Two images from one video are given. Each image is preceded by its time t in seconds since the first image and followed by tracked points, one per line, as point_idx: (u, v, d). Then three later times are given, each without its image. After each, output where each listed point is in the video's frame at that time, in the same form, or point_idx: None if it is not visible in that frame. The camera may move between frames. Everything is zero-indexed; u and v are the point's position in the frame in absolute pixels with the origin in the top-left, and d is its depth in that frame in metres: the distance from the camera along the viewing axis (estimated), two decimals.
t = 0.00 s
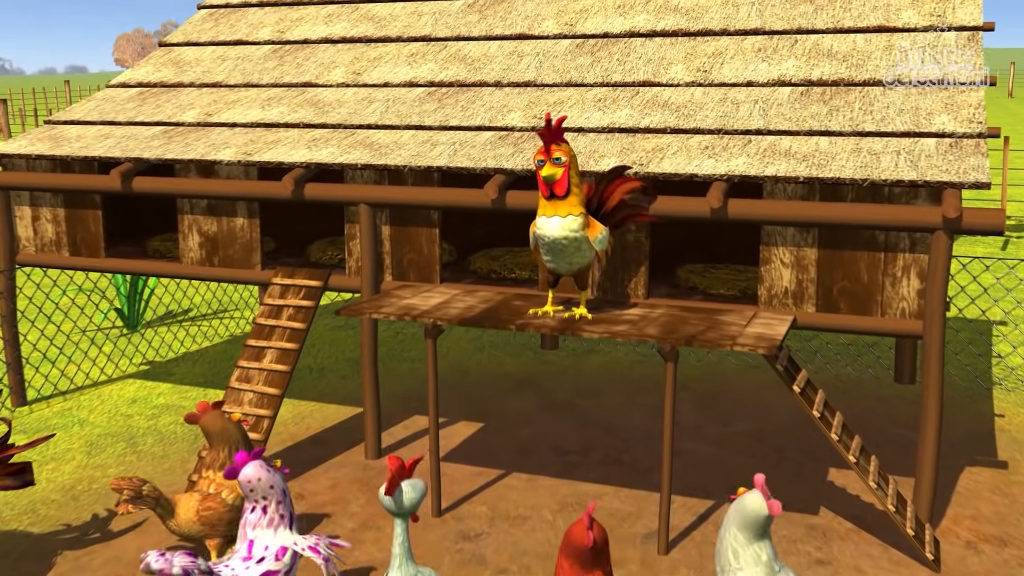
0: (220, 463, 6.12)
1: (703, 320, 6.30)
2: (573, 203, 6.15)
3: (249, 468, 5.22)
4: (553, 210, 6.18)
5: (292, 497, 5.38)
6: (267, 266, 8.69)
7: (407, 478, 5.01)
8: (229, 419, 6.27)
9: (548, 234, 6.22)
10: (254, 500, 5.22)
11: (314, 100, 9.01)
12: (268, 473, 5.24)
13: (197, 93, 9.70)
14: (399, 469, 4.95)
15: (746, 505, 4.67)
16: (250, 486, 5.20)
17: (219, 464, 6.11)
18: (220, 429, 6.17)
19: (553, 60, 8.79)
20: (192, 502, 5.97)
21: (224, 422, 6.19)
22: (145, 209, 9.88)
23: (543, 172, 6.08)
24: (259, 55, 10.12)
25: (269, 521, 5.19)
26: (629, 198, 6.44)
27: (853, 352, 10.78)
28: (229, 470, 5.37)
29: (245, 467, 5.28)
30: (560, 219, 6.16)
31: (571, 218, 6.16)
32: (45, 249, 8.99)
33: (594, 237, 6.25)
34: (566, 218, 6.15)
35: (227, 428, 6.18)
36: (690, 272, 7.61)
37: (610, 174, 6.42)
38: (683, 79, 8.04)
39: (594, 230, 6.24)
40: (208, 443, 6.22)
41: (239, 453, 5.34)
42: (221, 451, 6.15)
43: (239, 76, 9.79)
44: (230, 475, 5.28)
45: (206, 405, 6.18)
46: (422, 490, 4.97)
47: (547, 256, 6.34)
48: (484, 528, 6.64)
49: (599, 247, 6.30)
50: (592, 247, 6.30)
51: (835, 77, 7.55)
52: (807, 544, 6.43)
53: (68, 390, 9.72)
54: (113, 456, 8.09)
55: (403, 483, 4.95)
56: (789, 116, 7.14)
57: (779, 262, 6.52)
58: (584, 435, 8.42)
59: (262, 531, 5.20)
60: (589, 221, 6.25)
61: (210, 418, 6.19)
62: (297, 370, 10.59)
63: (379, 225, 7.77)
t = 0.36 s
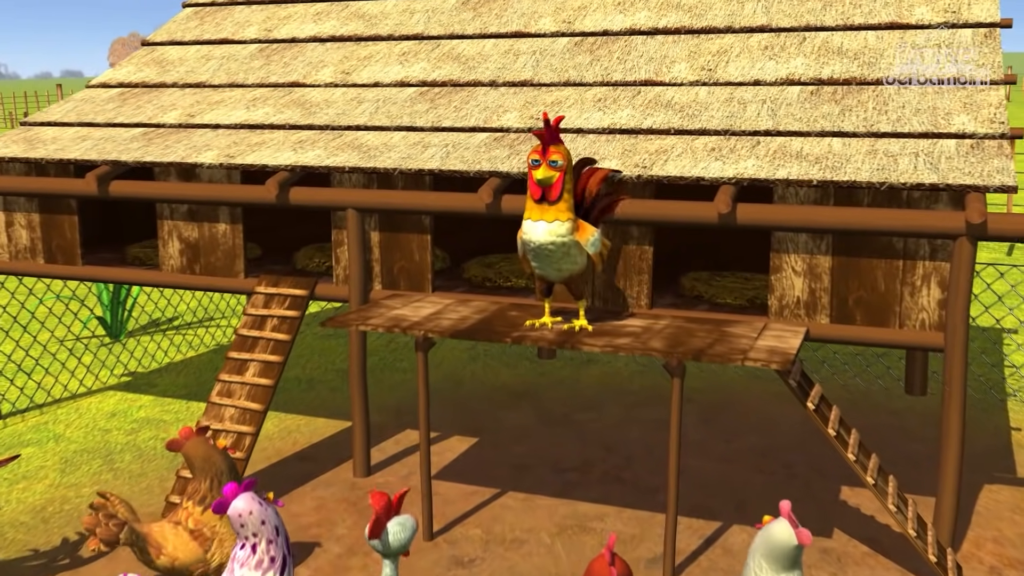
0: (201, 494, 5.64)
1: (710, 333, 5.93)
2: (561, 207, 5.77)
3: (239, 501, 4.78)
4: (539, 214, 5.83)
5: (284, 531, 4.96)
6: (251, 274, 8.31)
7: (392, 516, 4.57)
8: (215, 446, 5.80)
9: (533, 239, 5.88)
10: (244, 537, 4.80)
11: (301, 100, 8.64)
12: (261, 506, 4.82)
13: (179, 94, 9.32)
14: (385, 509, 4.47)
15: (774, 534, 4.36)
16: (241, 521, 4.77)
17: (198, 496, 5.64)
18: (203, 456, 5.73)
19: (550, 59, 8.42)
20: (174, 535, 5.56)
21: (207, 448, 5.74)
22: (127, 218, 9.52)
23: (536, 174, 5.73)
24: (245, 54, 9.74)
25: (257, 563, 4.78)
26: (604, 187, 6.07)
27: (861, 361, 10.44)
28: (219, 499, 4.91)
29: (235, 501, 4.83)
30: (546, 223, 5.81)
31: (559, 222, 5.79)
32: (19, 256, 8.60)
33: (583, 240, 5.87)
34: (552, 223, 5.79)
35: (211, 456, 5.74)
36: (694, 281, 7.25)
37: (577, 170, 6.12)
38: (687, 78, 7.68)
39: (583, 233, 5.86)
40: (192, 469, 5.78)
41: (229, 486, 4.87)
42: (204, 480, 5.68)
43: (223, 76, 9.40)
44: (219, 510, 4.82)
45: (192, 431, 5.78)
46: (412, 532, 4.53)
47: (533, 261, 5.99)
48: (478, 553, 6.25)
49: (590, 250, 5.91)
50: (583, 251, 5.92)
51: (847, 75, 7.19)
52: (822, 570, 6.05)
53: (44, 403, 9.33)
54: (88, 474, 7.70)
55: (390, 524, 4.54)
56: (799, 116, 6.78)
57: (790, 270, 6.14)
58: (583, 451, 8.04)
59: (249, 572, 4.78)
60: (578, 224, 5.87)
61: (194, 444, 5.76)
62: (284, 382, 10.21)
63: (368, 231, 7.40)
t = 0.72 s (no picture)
0: (169, 521, 5.30)
1: (717, 346, 5.55)
2: (561, 212, 5.40)
3: (211, 532, 4.68)
4: (536, 219, 5.45)
5: (259, 568, 4.86)
6: (233, 283, 7.91)
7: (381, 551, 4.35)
8: (185, 468, 5.48)
9: (530, 246, 5.50)
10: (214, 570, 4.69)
11: (286, 100, 8.25)
12: (234, 539, 4.71)
13: (159, 94, 8.93)
14: (369, 546, 4.33)
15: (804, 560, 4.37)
16: (211, 554, 4.66)
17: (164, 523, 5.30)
18: (172, 479, 5.39)
19: (546, 57, 8.05)
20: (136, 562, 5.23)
21: (176, 472, 5.40)
22: (104, 221, 9.24)
23: (534, 177, 5.34)
24: (228, 53, 9.36)
25: None
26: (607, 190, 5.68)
27: (868, 373, 10.07)
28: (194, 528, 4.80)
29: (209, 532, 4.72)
30: (544, 229, 5.43)
31: (557, 228, 5.42)
32: None
33: (584, 248, 5.48)
34: (551, 229, 5.42)
35: (181, 478, 5.41)
36: (698, 289, 6.89)
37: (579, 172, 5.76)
38: (690, 77, 7.32)
39: (584, 239, 5.48)
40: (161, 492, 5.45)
41: (201, 516, 4.76)
42: (171, 506, 5.34)
43: (205, 75, 9.02)
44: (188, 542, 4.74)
45: (157, 452, 5.44)
46: (396, 575, 4.29)
47: (530, 270, 5.62)
48: None
49: (591, 258, 5.51)
50: (583, 259, 5.54)
51: (859, 73, 6.83)
52: None
53: (16, 418, 8.92)
54: (59, 495, 7.30)
55: (377, 562, 4.31)
56: (809, 116, 6.42)
57: (802, 279, 5.77)
58: (581, 468, 7.67)
59: None
60: (579, 230, 5.49)
61: (160, 466, 5.42)
62: (269, 394, 9.82)
63: (354, 237, 7.03)
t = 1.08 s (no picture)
0: (134, 546, 4.95)
1: (726, 361, 5.18)
2: (569, 218, 5.03)
3: (162, 565, 4.36)
4: (545, 226, 5.07)
5: None
6: (210, 292, 7.51)
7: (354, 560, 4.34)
8: (150, 490, 5.08)
9: (539, 255, 5.12)
10: None
11: (267, 100, 7.86)
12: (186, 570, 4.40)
13: (135, 94, 8.53)
14: (346, 549, 4.29)
15: None
16: None
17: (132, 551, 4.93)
18: (137, 504, 4.98)
19: (541, 55, 7.69)
20: None
21: (141, 496, 5.00)
22: (77, 227, 8.87)
23: (534, 181, 4.99)
24: (208, 52, 8.95)
25: None
26: (635, 213, 5.33)
27: (874, 385, 9.73)
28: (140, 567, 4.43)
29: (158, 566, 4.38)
30: (555, 238, 5.06)
31: (570, 237, 5.05)
32: None
33: (596, 259, 5.13)
34: (561, 237, 5.05)
35: (146, 501, 5.01)
36: (702, 299, 6.53)
37: (614, 183, 5.34)
38: (692, 75, 6.96)
39: (596, 250, 5.13)
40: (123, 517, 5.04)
41: (148, 548, 4.41)
42: (136, 530, 4.96)
43: (183, 75, 8.62)
44: None
45: (119, 473, 5.01)
46: None
47: (537, 280, 5.23)
48: None
49: (601, 272, 5.17)
50: (592, 271, 5.19)
51: (871, 71, 6.48)
52: None
53: None
54: (24, 518, 6.87)
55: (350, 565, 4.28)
56: (820, 115, 6.07)
57: (815, 288, 5.41)
58: (579, 487, 7.28)
59: None
60: (590, 240, 5.13)
61: (123, 490, 4.99)
62: (252, 408, 9.41)
63: (338, 244, 6.65)
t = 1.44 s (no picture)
0: None
1: (735, 377, 4.80)
2: (545, 227, 4.67)
3: None
4: (518, 232, 4.72)
5: None
6: (184, 303, 7.10)
7: None
8: (112, 522, 4.67)
9: (509, 265, 4.76)
10: None
11: (245, 100, 7.47)
12: None
13: (107, 94, 8.12)
14: None
15: None
16: None
17: None
18: (94, 537, 4.55)
19: (533, 53, 7.32)
20: None
21: (101, 527, 4.60)
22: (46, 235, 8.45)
23: (527, 184, 4.63)
24: (184, 50, 8.55)
25: None
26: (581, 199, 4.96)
27: (879, 397, 9.38)
28: None
29: None
30: (525, 245, 4.69)
31: (541, 244, 4.68)
32: None
33: (571, 267, 4.74)
34: (532, 244, 4.68)
35: (105, 533, 4.58)
36: (704, 310, 6.18)
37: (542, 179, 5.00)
38: (692, 73, 6.61)
39: (573, 258, 4.74)
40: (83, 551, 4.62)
41: None
42: (90, 566, 4.49)
43: (157, 74, 8.22)
44: None
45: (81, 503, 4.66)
46: None
47: (509, 293, 4.86)
48: None
49: (582, 279, 4.78)
50: (570, 281, 4.78)
51: (882, 68, 6.14)
52: None
53: None
54: None
55: None
56: (830, 114, 5.72)
57: (829, 298, 5.05)
58: (575, 508, 6.90)
59: None
60: (566, 247, 4.75)
61: (85, 520, 4.63)
62: (231, 424, 8.99)
63: (318, 252, 6.26)
